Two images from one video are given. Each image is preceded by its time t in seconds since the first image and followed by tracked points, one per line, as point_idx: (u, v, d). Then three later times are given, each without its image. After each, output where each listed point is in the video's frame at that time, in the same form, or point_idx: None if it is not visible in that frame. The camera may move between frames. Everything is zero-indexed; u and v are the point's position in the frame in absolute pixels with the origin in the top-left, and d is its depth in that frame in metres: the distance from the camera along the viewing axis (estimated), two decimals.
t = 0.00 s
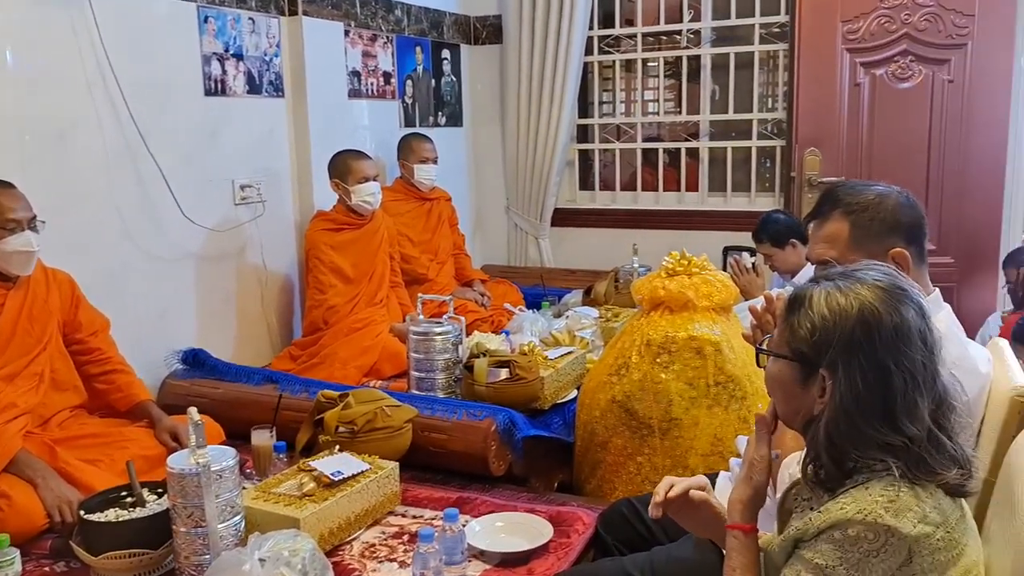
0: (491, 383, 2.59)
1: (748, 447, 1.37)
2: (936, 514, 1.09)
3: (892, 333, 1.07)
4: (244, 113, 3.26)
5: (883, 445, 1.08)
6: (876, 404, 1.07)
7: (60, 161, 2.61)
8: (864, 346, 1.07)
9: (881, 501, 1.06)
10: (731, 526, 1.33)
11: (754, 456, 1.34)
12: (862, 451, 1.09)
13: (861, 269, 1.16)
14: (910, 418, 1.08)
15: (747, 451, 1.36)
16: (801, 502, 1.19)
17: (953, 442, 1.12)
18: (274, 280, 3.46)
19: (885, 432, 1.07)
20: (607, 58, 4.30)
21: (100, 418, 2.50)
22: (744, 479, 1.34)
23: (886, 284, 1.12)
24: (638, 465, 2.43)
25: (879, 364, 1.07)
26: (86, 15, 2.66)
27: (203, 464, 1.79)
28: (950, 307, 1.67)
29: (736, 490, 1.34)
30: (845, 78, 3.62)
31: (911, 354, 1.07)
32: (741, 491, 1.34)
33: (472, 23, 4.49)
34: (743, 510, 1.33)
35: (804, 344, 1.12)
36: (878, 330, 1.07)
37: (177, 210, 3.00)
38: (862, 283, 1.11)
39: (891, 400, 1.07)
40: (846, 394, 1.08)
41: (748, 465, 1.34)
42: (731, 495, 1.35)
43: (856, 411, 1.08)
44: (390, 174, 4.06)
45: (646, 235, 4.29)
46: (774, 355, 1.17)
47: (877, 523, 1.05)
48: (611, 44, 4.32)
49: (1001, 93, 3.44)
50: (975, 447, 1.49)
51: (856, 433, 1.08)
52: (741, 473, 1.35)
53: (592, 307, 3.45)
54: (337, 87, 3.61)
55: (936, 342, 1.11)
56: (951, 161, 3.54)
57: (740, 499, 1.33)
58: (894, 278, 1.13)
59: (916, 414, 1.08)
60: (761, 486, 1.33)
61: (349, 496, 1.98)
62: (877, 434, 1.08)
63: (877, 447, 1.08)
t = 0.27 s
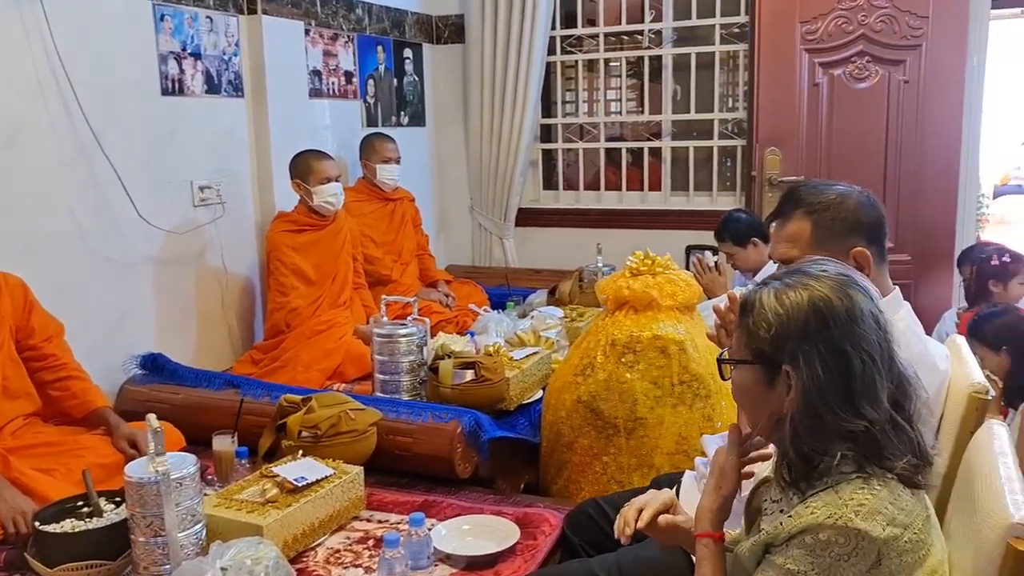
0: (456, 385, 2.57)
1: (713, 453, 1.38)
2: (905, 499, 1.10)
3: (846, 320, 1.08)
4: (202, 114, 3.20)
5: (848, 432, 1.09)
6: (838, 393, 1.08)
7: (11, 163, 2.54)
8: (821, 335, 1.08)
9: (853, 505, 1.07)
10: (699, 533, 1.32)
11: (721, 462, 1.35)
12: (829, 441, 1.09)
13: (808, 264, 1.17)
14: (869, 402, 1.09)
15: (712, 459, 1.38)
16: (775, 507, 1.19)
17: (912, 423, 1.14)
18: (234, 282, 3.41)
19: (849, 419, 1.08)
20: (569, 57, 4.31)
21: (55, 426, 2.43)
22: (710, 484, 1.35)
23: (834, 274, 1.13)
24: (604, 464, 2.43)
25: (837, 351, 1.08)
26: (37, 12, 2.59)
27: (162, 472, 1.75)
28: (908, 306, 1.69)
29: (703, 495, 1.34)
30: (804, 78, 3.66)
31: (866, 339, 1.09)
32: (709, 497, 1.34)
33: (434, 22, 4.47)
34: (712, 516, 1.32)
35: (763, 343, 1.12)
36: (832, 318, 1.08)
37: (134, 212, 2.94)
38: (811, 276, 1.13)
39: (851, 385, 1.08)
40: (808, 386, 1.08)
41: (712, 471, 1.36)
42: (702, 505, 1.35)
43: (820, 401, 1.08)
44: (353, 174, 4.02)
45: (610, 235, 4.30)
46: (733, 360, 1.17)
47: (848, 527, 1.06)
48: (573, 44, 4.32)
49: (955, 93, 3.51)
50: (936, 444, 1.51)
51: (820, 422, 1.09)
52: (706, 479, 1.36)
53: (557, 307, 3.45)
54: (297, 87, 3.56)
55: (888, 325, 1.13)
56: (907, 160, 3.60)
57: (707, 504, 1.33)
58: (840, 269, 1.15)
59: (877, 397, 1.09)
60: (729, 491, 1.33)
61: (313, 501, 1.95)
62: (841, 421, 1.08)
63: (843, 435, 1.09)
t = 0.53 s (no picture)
0: (421, 388, 2.55)
1: (640, 455, 1.38)
2: (869, 499, 1.10)
3: (810, 318, 1.09)
4: (158, 114, 3.13)
5: (813, 432, 1.09)
6: (804, 391, 1.08)
7: None
8: (786, 334, 1.08)
9: (819, 505, 1.07)
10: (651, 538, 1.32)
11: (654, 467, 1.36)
12: (795, 441, 1.10)
13: (773, 263, 1.17)
14: (834, 401, 1.09)
15: (642, 463, 1.38)
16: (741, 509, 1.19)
17: (876, 422, 1.14)
18: (193, 286, 3.34)
19: (814, 418, 1.08)
20: (531, 57, 4.30)
21: (7, 436, 2.36)
22: (654, 489, 1.35)
23: (797, 273, 1.14)
24: (570, 465, 2.43)
25: (802, 350, 1.08)
26: None
27: (118, 482, 1.71)
28: (869, 303, 1.71)
29: (650, 501, 1.35)
30: (764, 78, 3.69)
31: (830, 336, 1.09)
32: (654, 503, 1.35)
33: (395, 22, 4.43)
34: (661, 521, 1.33)
35: (728, 343, 1.12)
36: (797, 317, 1.09)
37: (88, 217, 2.87)
38: (775, 275, 1.13)
39: (815, 384, 1.08)
40: (774, 385, 1.09)
41: (651, 477, 1.36)
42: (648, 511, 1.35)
43: (785, 401, 1.08)
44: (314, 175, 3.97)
45: (574, 235, 4.30)
46: (700, 362, 1.17)
47: (816, 526, 1.06)
48: (535, 44, 4.32)
49: (912, 92, 3.56)
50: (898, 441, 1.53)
51: (785, 421, 1.09)
52: (647, 484, 1.36)
53: (522, 307, 3.44)
54: (256, 87, 3.51)
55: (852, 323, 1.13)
56: (866, 158, 3.65)
57: (657, 510, 1.34)
58: (803, 268, 1.16)
59: (842, 396, 1.09)
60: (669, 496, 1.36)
61: (275, 509, 1.92)
62: (806, 420, 1.09)
63: (808, 434, 1.09)
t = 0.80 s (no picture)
0: (380, 391, 2.51)
1: (552, 494, 1.32)
2: (833, 491, 1.12)
3: (781, 312, 1.09)
4: (107, 114, 3.06)
5: (784, 425, 1.10)
6: (778, 385, 1.08)
7: None
8: (760, 329, 1.08)
9: (779, 501, 1.07)
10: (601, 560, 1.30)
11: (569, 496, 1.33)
12: (766, 436, 1.10)
13: (729, 260, 1.17)
14: (803, 394, 1.10)
15: (557, 499, 1.32)
16: (702, 507, 1.19)
17: (837, 413, 1.16)
18: (146, 289, 3.27)
19: (786, 412, 1.09)
20: (489, 57, 4.29)
21: None
22: (586, 512, 1.33)
23: (759, 269, 1.13)
24: (532, 465, 2.42)
25: (775, 344, 1.08)
26: None
27: (66, 493, 1.66)
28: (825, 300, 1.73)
29: (587, 525, 1.32)
30: (720, 77, 3.72)
31: (799, 330, 1.10)
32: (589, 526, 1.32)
33: (351, 20, 4.39)
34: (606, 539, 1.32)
35: (699, 340, 1.10)
36: (769, 312, 1.08)
37: (34, 220, 2.79)
38: (740, 271, 1.13)
39: (789, 378, 1.08)
40: (748, 380, 1.08)
41: (575, 507, 1.32)
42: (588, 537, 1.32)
43: (760, 395, 1.08)
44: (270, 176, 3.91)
45: (534, 235, 4.30)
46: (665, 362, 1.14)
47: (777, 523, 1.06)
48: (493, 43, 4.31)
49: (865, 92, 3.62)
50: (855, 436, 1.55)
51: (758, 416, 1.09)
52: (578, 513, 1.33)
53: (482, 308, 3.42)
54: (209, 86, 3.44)
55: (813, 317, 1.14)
56: (821, 157, 3.70)
57: (596, 529, 1.33)
58: (764, 264, 1.16)
59: (811, 389, 1.10)
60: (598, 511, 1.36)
61: (231, 515, 1.87)
62: (778, 414, 1.09)
63: (779, 427, 1.10)
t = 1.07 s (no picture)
0: (340, 394, 2.49)
1: (488, 522, 1.30)
2: (791, 488, 1.13)
3: (740, 312, 1.09)
4: (57, 115, 2.98)
5: (745, 424, 1.10)
6: (740, 385, 1.08)
7: None
8: (720, 328, 1.08)
9: (737, 501, 1.08)
10: None
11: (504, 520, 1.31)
12: (728, 435, 1.10)
13: (685, 262, 1.16)
14: (763, 392, 1.11)
15: (491, 525, 1.30)
16: (661, 509, 1.19)
17: (793, 410, 1.18)
18: (98, 293, 3.20)
19: (747, 411, 1.10)
20: (449, 57, 4.27)
21: None
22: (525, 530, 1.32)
23: (716, 269, 1.14)
24: (494, 467, 2.41)
25: (736, 343, 1.08)
26: None
27: (14, 504, 1.60)
28: (782, 298, 1.74)
29: (530, 543, 1.32)
30: (678, 78, 3.75)
31: (758, 329, 1.10)
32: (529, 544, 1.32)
33: (309, 20, 4.34)
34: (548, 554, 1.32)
35: (660, 342, 1.09)
36: (728, 311, 1.08)
37: None
38: (697, 272, 1.12)
39: (750, 377, 1.09)
40: (711, 380, 1.08)
41: (513, 528, 1.31)
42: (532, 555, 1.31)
43: (722, 395, 1.08)
44: (226, 177, 3.85)
45: (496, 235, 4.29)
46: (625, 365, 1.13)
47: (736, 523, 1.06)
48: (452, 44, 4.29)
49: (819, 93, 3.67)
50: (811, 433, 1.56)
51: (720, 416, 1.09)
52: (518, 533, 1.31)
53: (444, 309, 3.41)
54: (162, 86, 3.38)
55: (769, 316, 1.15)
56: (777, 157, 3.74)
57: (537, 545, 1.32)
58: (719, 264, 1.17)
59: (770, 387, 1.11)
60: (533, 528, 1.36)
61: (187, 524, 1.83)
62: (740, 413, 1.09)
63: (741, 426, 1.10)
